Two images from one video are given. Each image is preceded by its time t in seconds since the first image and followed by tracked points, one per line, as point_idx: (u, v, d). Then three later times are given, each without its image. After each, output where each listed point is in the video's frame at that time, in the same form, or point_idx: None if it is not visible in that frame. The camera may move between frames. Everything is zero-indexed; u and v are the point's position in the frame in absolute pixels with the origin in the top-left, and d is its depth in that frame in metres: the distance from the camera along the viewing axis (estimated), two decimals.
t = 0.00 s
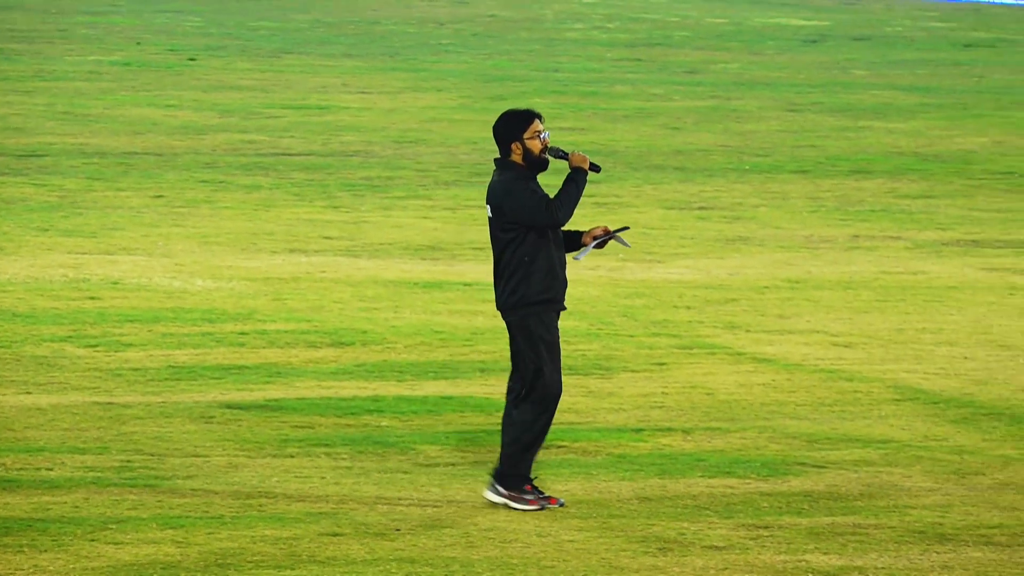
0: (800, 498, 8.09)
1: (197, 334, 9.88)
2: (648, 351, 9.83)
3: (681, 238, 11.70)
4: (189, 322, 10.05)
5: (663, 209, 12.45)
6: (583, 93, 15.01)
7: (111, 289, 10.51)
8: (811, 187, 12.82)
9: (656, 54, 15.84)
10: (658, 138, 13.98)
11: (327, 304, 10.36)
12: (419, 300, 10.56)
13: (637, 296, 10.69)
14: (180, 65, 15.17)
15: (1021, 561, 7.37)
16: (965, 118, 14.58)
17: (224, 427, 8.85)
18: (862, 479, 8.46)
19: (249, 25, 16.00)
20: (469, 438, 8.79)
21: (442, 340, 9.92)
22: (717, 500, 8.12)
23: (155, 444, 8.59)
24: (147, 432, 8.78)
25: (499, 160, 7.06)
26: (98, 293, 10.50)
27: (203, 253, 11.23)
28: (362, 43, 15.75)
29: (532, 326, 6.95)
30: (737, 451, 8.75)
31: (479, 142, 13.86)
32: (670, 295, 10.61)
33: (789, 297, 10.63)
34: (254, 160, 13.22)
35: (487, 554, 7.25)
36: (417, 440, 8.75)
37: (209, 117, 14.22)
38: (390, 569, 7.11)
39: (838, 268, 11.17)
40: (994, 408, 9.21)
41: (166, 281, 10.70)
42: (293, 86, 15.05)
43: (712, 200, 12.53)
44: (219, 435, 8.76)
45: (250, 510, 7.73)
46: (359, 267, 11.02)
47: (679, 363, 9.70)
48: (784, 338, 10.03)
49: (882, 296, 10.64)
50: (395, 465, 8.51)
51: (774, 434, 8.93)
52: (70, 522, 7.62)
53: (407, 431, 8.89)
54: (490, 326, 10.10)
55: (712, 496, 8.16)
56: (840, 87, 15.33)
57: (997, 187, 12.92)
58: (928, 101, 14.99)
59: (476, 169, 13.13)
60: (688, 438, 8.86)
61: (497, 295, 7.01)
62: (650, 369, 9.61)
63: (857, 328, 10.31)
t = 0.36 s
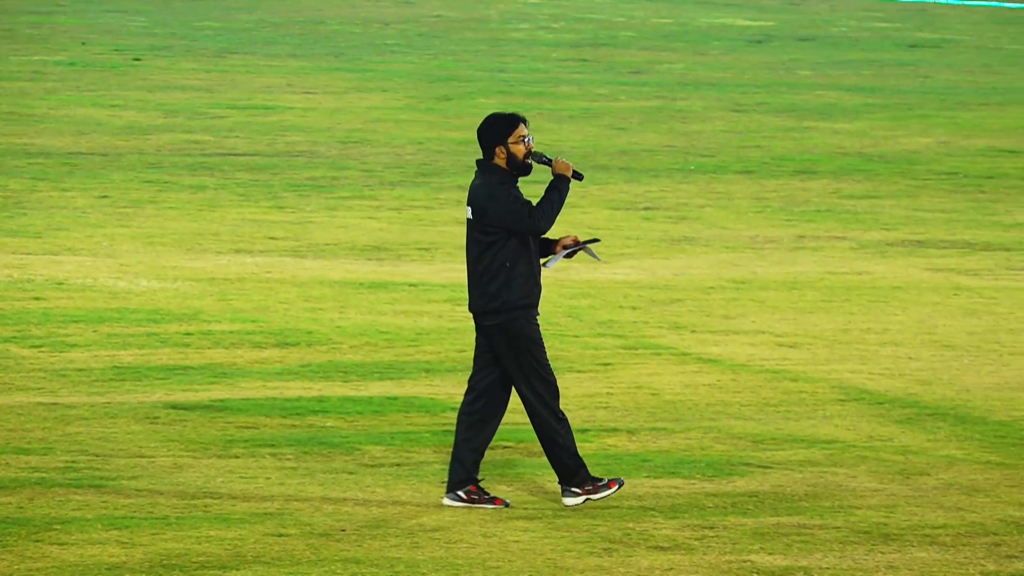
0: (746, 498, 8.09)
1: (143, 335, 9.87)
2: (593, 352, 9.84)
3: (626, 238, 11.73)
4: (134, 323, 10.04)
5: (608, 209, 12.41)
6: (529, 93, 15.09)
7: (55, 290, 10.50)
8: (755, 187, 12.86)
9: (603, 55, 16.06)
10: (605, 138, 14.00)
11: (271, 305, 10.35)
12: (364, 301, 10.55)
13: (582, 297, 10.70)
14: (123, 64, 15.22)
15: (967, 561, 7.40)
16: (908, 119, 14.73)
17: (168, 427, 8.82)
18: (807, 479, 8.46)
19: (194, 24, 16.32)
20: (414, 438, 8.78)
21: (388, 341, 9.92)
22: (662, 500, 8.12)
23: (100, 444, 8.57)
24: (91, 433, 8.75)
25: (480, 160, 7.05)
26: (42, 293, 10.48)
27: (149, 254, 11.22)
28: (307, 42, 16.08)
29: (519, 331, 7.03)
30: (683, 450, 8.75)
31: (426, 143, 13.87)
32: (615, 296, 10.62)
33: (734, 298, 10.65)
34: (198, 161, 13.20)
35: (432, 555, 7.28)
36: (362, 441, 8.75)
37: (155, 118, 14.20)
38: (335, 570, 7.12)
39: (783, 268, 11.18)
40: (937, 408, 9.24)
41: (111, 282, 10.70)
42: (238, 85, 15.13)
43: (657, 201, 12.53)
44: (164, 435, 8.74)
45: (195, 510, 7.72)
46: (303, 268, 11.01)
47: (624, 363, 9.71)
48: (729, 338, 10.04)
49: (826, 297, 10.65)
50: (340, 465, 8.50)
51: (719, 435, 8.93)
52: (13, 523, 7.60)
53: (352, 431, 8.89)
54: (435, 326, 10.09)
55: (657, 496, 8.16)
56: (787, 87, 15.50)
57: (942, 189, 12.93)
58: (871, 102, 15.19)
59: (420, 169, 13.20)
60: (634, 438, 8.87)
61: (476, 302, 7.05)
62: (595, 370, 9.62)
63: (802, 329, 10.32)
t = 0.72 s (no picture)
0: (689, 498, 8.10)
1: (85, 335, 9.86)
2: (535, 352, 9.85)
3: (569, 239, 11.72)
4: (76, 323, 10.03)
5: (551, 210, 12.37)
6: (471, 93, 15.09)
7: None
8: (697, 187, 12.87)
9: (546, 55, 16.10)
10: (549, 138, 13.95)
11: (213, 306, 10.34)
12: (307, 301, 10.55)
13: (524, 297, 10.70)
14: (66, 64, 15.25)
15: (909, 561, 7.44)
16: (851, 119, 14.68)
17: (111, 427, 8.81)
18: (749, 479, 8.47)
19: (137, 23, 16.44)
20: (356, 438, 8.78)
21: (330, 340, 9.92)
22: (605, 500, 8.13)
23: (43, 444, 8.54)
24: (33, 433, 8.72)
25: (472, 165, 7.15)
26: None
27: (91, 254, 11.22)
28: (250, 42, 16.13)
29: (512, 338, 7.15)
30: (626, 451, 8.75)
31: (369, 143, 13.81)
32: (558, 296, 10.63)
33: (676, 298, 10.66)
34: (140, 161, 13.17)
35: (375, 555, 7.30)
36: (304, 441, 8.74)
37: (97, 118, 14.17)
38: (277, 570, 7.13)
39: (726, 269, 11.19)
40: (879, 408, 9.26)
41: (53, 282, 10.68)
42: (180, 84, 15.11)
43: (600, 201, 12.53)
44: (107, 435, 8.72)
45: (137, 511, 7.71)
46: (246, 268, 11.01)
47: (567, 364, 9.72)
48: (672, 339, 10.06)
49: (769, 297, 10.65)
50: (282, 465, 8.50)
51: (662, 435, 8.94)
52: None
53: (295, 431, 8.88)
54: (377, 326, 10.09)
55: (600, 496, 8.17)
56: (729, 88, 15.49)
57: (885, 189, 12.93)
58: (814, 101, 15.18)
59: (364, 169, 13.17)
60: (577, 438, 8.88)
61: (471, 307, 7.15)
62: (537, 370, 9.63)
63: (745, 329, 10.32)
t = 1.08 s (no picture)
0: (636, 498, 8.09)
1: (32, 335, 9.86)
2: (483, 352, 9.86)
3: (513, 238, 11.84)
4: (22, 324, 10.03)
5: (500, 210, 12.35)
6: (420, 93, 14.32)
7: None
8: (645, 187, 12.90)
9: (496, 54, 14.74)
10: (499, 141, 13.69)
11: (159, 307, 10.35)
12: (254, 301, 10.56)
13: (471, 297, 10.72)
14: None
15: (857, 561, 7.46)
16: (798, 120, 14.22)
17: (58, 428, 8.79)
18: (696, 479, 8.48)
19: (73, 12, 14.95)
20: (304, 438, 8.78)
21: (277, 340, 9.94)
22: (551, 498, 8.14)
23: None
24: None
25: (459, 165, 7.35)
26: None
27: (38, 254, 11.28)
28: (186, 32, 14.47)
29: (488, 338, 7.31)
30: (574, 450, 8.76)
31: (317, 143, 13.44)
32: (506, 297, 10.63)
33: (624, 298, 10.67)
34: (86, 161, 12.96)
35: (323, 555, 7.32)
36: (252, 441, 8.74)
37: (42, 117, 13.50)
38: (225, 570, 7.15)
39: (673, 269, 11.24)
40: (826, 407, 9.28)
41: None
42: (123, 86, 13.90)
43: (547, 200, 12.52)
44: (54, 436, 8.70)
45: (84, 512, 7.71)
46: (193, 268, 11.03)
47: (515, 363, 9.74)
48: (619, 338, 10.07)
49: (716, 297, 10.68)
50: (229, 464, 8.50)
51: (610, 435, 8.94)
52: None
53: (242, 431, 8.88)
54: (325, 326, 10.11)
55: (547, 495, 8.17)
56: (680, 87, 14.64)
57: (833, 189, 12.99)
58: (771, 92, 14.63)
59: (311, 169, 13.02)
60: (524, 438, 8.91)
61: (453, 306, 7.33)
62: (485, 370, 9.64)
63: (692, 329, 10.34)
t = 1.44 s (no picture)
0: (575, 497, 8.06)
1: None
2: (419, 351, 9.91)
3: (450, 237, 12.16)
4: None
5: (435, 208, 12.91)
6: (355, 92, 15.44)
7: None
8: (582, 186, 13.25)
9: (429, 54, 16.17)
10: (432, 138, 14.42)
11: (96, 306, 10.40)
12: (191, 300, 10.64)
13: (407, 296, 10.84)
14: None
15: (793, 559, 7.39)
16: (735, 118, 15.06)
17: None
18: (633, 477, 8.46)
19: (18, 22, 16.46)
20: (241, 437, 8.76)
21: (214, 339, 9.97)
22: (488, 500, 8.12)
23: None
24: None
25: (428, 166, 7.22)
26: None
27: None
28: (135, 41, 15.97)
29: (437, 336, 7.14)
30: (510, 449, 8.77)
31: (251, 141, 14.09)
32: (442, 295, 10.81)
33: (560, 297, 10.75)
34: (22, 159, 13.46)
35: (260, 554, 7.26)
36: (188, 440, 8.72)
37: None
38: (161, 568, 7.09)
39: (609, 268, 11.36)
40: (763, 406, 9.28)
41: None
42: (62, 83, 15.17)
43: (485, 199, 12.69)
44: None
45: (18, 510, 7.67)
46: (130, 267, 11.17)
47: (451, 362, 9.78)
48: (556, 337, 10.12)
49: (652, 295, 10.78)
50: (166, 463, 8.47)
51: (546, 434, 8.94)
52: None
53: (178, 430, 8.86)
54: (262, 325, 10.16)
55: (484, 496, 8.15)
56: (612, 86, 15.78)
57: (767, 188, 13.35)
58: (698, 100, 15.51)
59: (247, 168, 13.51)
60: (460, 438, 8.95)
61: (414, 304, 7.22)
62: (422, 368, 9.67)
63: (629, 327, 10.40)
